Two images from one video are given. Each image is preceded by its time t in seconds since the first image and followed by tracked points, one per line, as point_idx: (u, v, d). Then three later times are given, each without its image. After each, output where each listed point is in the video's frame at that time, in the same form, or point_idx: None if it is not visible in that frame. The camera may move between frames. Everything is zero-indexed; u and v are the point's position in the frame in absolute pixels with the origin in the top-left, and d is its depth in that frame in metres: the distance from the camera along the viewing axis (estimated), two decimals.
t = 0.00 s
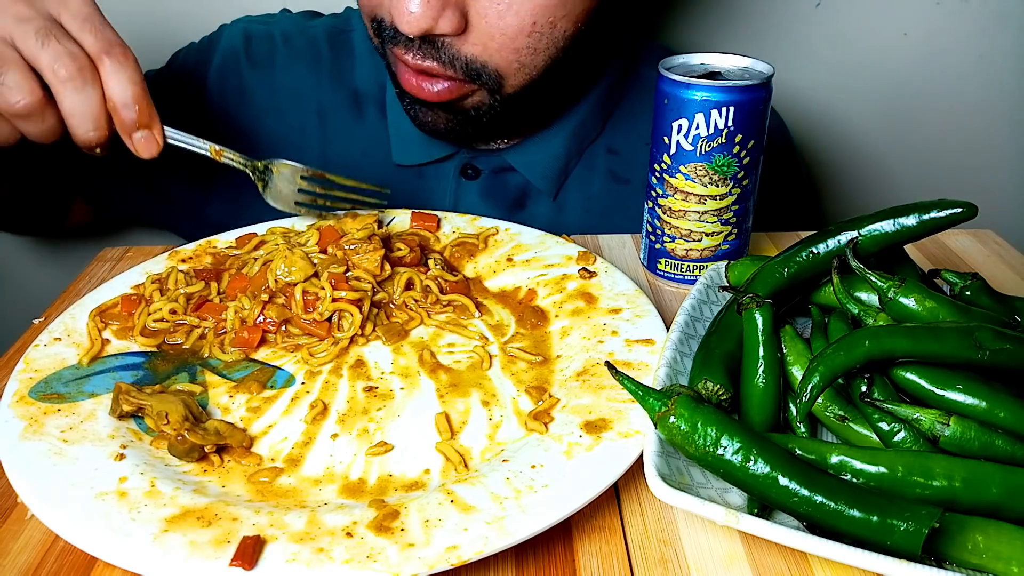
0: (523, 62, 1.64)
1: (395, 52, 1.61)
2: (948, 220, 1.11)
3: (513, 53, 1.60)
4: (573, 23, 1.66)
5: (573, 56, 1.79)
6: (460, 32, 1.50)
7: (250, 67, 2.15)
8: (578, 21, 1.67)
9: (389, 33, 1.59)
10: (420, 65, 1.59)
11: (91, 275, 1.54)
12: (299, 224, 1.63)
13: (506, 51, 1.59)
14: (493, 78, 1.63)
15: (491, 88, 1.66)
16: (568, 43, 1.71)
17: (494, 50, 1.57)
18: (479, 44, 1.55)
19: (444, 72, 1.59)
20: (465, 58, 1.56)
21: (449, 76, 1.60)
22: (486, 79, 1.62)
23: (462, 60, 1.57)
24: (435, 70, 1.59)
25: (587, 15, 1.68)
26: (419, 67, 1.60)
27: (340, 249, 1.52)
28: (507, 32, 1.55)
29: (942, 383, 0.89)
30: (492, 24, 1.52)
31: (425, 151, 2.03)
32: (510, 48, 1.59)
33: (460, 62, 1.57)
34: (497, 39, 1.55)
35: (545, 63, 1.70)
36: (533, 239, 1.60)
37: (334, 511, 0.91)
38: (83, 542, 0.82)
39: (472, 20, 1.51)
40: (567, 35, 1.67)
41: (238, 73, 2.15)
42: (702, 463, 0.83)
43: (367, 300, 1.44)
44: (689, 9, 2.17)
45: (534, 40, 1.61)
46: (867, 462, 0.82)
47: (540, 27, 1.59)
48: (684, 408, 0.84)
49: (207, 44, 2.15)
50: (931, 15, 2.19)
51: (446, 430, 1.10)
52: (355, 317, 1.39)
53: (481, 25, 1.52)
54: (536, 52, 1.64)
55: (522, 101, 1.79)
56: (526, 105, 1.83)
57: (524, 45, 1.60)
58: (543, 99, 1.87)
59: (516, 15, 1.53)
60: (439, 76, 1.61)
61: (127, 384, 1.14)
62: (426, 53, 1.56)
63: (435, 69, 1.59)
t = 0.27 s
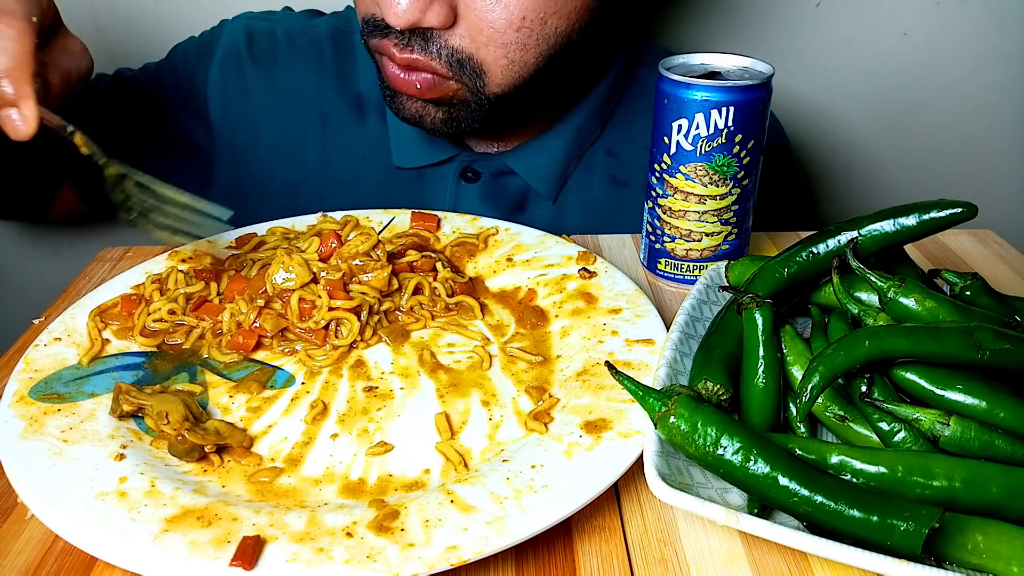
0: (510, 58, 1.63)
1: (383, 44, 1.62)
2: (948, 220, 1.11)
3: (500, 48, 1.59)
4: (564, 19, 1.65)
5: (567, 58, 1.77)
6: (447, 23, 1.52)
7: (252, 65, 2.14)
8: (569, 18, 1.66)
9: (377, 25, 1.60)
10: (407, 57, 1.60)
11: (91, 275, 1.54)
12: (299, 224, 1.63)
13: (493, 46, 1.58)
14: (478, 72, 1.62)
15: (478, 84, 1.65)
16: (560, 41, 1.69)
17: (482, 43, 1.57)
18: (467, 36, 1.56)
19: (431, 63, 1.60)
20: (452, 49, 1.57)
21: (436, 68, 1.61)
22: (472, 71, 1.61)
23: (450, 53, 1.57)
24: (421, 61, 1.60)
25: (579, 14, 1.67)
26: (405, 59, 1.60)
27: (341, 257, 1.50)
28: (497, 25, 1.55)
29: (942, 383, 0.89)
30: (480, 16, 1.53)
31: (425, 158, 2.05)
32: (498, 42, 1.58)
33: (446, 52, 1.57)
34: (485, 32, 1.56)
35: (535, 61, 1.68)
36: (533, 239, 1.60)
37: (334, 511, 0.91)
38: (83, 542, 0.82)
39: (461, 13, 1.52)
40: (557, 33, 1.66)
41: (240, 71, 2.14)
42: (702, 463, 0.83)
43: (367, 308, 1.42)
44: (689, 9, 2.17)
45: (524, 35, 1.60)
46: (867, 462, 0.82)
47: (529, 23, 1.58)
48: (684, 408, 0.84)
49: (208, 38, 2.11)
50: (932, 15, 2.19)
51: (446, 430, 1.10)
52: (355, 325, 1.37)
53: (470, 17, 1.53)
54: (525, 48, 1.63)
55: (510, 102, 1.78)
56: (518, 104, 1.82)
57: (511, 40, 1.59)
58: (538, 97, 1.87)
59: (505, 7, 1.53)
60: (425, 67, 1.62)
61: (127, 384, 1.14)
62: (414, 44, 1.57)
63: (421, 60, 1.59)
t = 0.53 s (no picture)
0: (511, 67, 1.63)
1: (383, 48, 1.62)
2: (948, 220, 1.11)
3: (500, 57, 1.59)
4: (564, 31, 1.65)
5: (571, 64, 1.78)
6: (446, 32, 1.51)
7: (270, 49, 2.17)
8: (570, 29, 1.66)
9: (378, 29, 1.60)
10: (407, 63, 1.60)
11: (92, 275, 1.54)
12: (299, 224, 1.63)
13: (493, 56, 1.58)
14: (478, 79, 1.62)
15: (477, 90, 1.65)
16: (560, 52, 1.69)
17: (482, 52, 1.57)
18: (467, 45, 1.55)
19: (431, 70, 1.60)
20: (453, 57, 1.57)
21: (436, 74, 1.61)
22: (472, 79, 1.61)
23: (449, 59, 1.57)
24: (420, 68, 1.60)
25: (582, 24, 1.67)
26: (406, 65, 1.60)
27: (341, 257, 1.50)
28: (497, 36, 1.55)
29: (942, 383, 0.89)
30: (480, 26, 1.52)
31: (430, 157, 2.02)
32: (498, 52, 1.58)
33: (446, 61, 1.57)
34: (485, 42, 1.55)
35: (535, 70, 1.68)
36: (533, 239, 1.60)
37: (334, 511, 0.91)
38: (83, 542, 0.82)
39: (460, 21, 1.51)
40: (558, 44, 1.66)
41: (257, 52, 2.17)
42: (702, 463, 0.83)
43: (366, 308, 1.42)
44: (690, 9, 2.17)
45: (524, 46, 1.60)
46: (867, 462, 0.82)
47: (529, 34, 1.58)
48: (684, 409, 0.84)
49: (230, 13, 2.16)
50: (932, 15, 2.19)
51: (446, 430, 1.10)
52: (355, 325, 1.36)
53: (470, 27, 1.52)
54: (525, 59, 1.63)
55: (513, 107, 1.79)
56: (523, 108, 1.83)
57: (512, 50, 1.59)
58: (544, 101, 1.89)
59: (505, 18, 1.53)
60: (424, 74, 1.61)
61: (127, 384, 1.14)
62: (413, 51, 1.56)
63: (421, 66, 1.59)
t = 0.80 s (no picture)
0: (511, 63, 1.63)
1: (383, 44, 1.61)
2: (949, 220, 1.11)
3: (500, 52, 1.60)
4: (566, 28, 1.67)
5: (580, 62, 1.81)
6: (446, 26, 1.51)
7: (274, 53, 2.17)
8: (571, 28, 1.68)
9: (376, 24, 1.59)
10: (406, 59, 1.59)
11: (91, 275, 1.54)
12: (299, 224, 1.63)
13: (494, 50, 1.59)
14: (478, 75, 1.62)
15: (477, 87, 1.64)
16: (563, 50, 1.72)
17: (482, 46, 1.57)
18: (467, 39, 1.55)
19: (430, 65, 1.59)
20: (452, 52, 1.56)
21: (435, 70, 1.60)
22: (472, 74, 1.61)
23: (448, 53, 1.57)
24: (419, 62, 1.59)
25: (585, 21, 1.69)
26: (405, 61, 1.60)
27: (367, 254, 1.53)
28: (497, 30, 1.55)
29: (942, 383, 0.89)
30: (480, 20, 1.53)
31: (432, 159, 2.01)
32: (498, 47, 1.58)
33: (446, 55, 1.57)
34: (485, 36, 1.55)
35: (537, 69, 1.70)
36: (533, 239, 1.60)
37: (334, 511, 0.91)
38: (82, 542, 0.82)
39: (460, 16, 1.51)
40: (560, 40, 1.68)
41: (261, 54, 2.16)
42: (702, 463, 0.83)
43: (378, 312, 1.42)
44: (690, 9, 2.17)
45: (524, 41, 1.61)
46: (866, 462, 0.82)
47: (529, 29, 1.60)
48: (684, 408, 0.84)
49: (234, 19, 2.18)
50: (932, 15, 2.19)
51: (446, 430, 1.10)
52: (364, 330, 1.37)
53: (470, 21, 1.52)
54: (526, 55, 1.64)
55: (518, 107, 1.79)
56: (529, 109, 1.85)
57: (512, 45, 1.59)
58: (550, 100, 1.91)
59: (506, 12, 1.54)
60: (425, 70, 1.61)
61: (127, 384, 1.14)
62: (412, 46, 1.56)
63: (419, 61, 1.59)
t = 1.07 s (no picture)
0: (514, 62, 1.63)
1: (382, 42, 1.60)
2: (948, 220, 1.11)
3: (502, 50, 1.60)
4: (567, 24, 1.65)
5: (567, 66, 1.78)
6: (448, 24, 1.51)
7: (263, 53, 2.15)
8: (572, 23, 1.66)
9: (377, 22, 1.58)
10: (407, 57, 1.60)
11: (91, 275, 1.54)
12: (299, 224, 1.63)
13: (495, 48, 1.59)
14: (480, 74, 1.62)
15: (478, 86, 1.65)
16: (561, 46, 1.69)
17: (484, 44, 1.57)
18: (469, 37, 1.55)
19: (430, 62, 1.60)
20: (453, 50, 1.56)
21: (436, 67, 1.60)
22: (474, 72, 1.62)
23: (449, 51, 1.57)
24: (420, 59, 1.60)
25: (585, 17, 1.67)
26: (406, 58, 1.60)
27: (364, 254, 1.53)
28: (499, 28, 1.55)
29: (942, 383, 0.89)
30: (482, 17, 1.53)
31: (423, 159, 2.03)
32: (499, 45, 1.59)
33: (447, 53, 1.57)
34: (487, 34, 1.56)
35: (538, 67, 1.69)
36: (533, 239, 1.60)
37: (334, 511, 0.91)
38: (83, 542, 0.82)
39: (461, 14, 1.52)
40: (560, 37, 1.67)
41: (249, 60, 2.16)
42: (702, 463, 0.83)
43: (375, 312, 1.41)
44: (690, 9, 2.17)
45: (526, 38, 1.60)
46: (867, 462, 0.82)
47: (531, 26, 1.59)
48: (684, 408, 0.84)
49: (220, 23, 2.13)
50: (932, 15, 2.19)
51: (446, 430, 1.10)
52: (363, 330, 1.37)
53: (471, 19, 1.53)
54: (528, 52, 1.64)
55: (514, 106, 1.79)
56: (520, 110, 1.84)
57: (514, 43, 1.59)
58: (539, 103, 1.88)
59: (508, 9, 1.53)
60: (425, 67, 1.61)
61: (127, 384, 1.14)
62: (413, 44, 1.56)
63: (420, 59, 1.59)
